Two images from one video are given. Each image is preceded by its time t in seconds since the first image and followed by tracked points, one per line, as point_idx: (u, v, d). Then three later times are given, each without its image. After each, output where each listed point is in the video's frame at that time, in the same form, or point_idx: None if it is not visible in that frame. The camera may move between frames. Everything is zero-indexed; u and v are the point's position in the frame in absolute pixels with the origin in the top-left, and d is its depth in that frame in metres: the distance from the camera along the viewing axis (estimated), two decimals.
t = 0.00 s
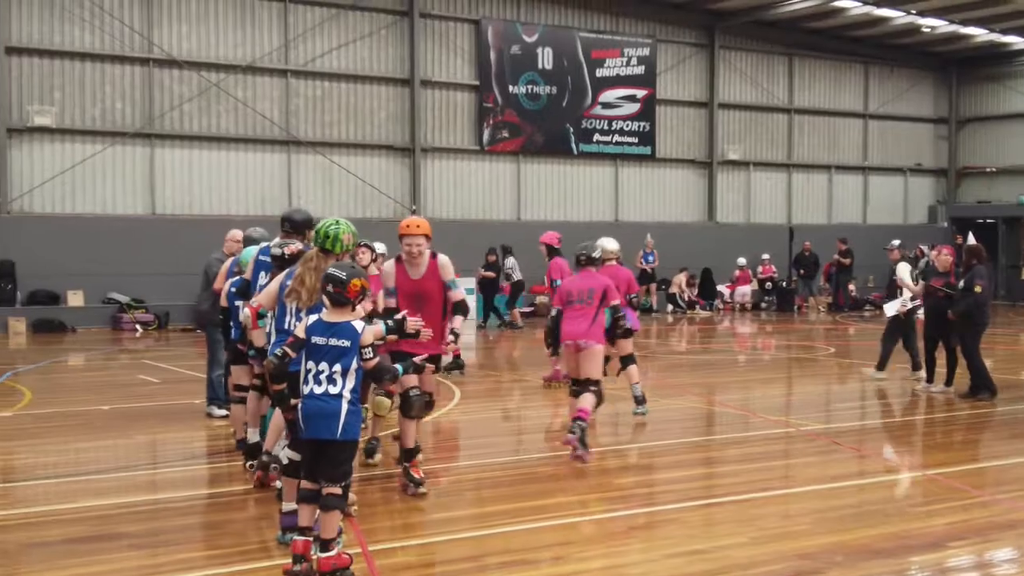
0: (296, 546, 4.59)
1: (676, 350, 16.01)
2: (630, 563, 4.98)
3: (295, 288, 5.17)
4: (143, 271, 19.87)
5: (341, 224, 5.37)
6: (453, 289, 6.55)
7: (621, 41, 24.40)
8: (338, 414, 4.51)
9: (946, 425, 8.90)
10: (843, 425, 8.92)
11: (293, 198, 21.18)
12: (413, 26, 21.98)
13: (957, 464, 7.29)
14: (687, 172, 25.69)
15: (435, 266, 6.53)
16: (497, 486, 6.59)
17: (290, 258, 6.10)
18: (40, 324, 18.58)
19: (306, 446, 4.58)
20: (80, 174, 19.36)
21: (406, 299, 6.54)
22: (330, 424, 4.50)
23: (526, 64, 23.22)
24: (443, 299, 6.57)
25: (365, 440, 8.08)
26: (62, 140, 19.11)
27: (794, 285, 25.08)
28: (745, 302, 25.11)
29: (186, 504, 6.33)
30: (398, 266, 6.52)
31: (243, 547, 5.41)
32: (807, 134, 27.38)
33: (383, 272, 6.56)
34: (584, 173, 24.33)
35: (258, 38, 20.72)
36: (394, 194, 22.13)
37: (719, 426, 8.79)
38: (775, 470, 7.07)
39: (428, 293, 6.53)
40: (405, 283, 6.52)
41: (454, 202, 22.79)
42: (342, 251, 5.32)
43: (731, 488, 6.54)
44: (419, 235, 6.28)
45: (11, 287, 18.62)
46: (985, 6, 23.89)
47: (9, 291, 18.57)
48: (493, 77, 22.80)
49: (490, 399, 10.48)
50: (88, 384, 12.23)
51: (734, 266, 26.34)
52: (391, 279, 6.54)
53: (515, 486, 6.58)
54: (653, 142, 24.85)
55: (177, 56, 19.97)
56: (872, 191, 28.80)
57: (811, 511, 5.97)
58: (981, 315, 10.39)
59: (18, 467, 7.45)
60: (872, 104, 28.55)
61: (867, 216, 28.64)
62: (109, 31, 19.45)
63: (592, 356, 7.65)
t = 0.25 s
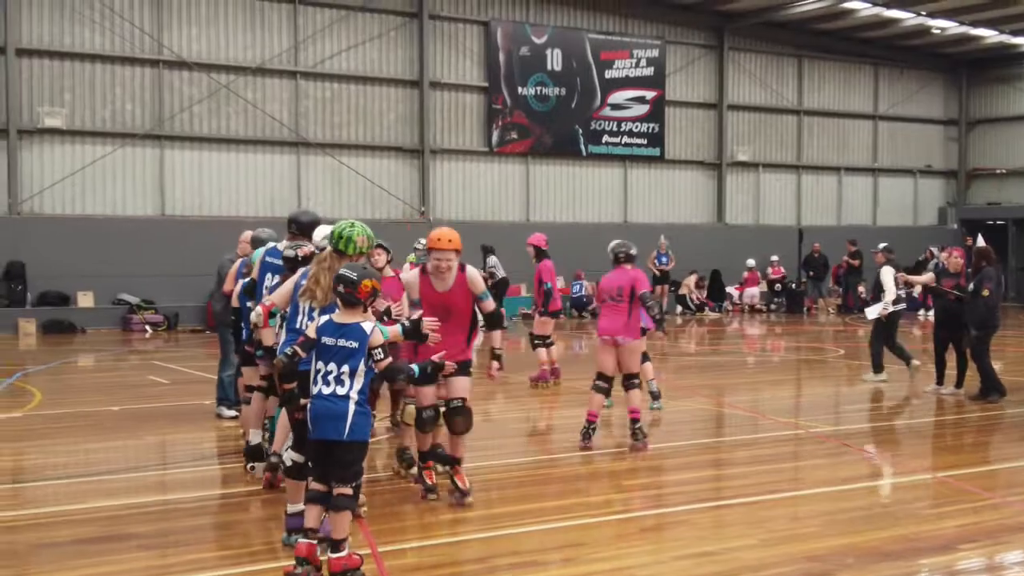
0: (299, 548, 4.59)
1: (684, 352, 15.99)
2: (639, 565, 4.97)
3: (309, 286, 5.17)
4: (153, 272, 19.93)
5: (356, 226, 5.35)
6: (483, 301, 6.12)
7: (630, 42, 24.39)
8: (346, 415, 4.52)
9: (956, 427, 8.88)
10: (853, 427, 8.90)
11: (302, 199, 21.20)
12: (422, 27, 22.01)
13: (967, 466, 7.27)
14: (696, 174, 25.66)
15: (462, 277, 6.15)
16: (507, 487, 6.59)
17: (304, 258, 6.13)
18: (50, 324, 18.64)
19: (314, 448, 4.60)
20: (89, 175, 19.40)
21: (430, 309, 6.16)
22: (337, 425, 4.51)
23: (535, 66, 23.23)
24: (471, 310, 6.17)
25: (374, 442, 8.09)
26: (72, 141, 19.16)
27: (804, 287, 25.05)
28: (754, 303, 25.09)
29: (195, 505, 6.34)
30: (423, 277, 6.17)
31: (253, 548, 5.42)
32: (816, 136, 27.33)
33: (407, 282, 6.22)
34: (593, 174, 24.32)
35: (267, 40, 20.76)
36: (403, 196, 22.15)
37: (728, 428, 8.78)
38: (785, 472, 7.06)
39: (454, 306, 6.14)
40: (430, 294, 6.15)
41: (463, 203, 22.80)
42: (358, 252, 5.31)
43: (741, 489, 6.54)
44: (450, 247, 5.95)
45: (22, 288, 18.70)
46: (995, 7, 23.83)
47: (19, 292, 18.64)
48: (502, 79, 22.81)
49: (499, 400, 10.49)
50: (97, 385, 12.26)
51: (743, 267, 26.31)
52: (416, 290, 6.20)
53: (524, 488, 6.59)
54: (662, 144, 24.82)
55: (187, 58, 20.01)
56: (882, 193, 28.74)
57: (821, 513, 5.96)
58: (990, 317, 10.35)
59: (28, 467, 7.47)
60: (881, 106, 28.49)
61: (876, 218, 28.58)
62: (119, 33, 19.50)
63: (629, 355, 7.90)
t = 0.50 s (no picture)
0: (298, 548, 4.61)
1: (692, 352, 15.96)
2: (647, 565, 4.97)
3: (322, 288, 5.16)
4: (162, 272, 19.97)
5: (370, 227, 5.34)
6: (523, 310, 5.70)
7: (639, 43, 24.37)
8: (351, 418, 4.51)
9: (965, 428, 8.86)
10: (862, 428, 8.89)
11: (311, 200, 21.22)
12: (431, 28, 22.03)
13: (977, 467, 7.26)
14: (705, 174, 25.63)
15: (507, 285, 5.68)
16: (515, 488, 6.59)
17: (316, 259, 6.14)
18: (59, 325, 18.69)
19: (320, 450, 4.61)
20: (99, 175, 19.44)
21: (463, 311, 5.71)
22: (343, 428, 4.51)
23: (544, 66, 23.22)
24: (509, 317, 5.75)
25: (383, 442, 8.09)
26: (82, 142, 19.20)
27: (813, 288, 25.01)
28: (762, 304, 25.06)
29: (204, 504, 6.36)
30: (462, 279, 5.68)
31: (260, 548, 5.43)
32: (825, 136, 27.28)
33: (443, 280, 5.73)
34: (602, 175, 24.31)
35: (277, 41, 20.79)
36: (411, 196, 22.16)
37: (736, 429, 8.77)
38: (793, 472, 7.05)
39: (488, 311, 5.70)
40: (465, 298, 5.68)
41: (472, 203, 22.81)
42: (372, 254, 5.29)
43: (750, 490, 6.53)
44: (498, 251, 5.38)
45: (32, 288, 18.75)
46: (1005, 7, 23.78)
47: (29, 292, 18.69)
48: (510, 80, 22.81)
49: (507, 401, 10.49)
50: (106, 385, 12.28)
51: (752, 268, 26.28)
52: (451, 290, 5.72)
53: (533, 488, 6.59)
54: (671, 144, 24.79)
55: (196, 59, 20.05)
56: (891, 194, 28.67)
57: (830, 514, 5.95)
58: (1001, 317, 10.33)
59: (38, 467, 7.49)
60: (891, 106, 28.43)
61: (886, 219, 28.51)
62: (129, 34, 19.54)
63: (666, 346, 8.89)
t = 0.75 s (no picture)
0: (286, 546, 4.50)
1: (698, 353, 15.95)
2: (652, 566, 4.97)
3: (327, 290, 5.25)
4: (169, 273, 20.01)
5: (380, 229, 5.31)
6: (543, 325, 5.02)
7: (645, 43, 24.35)
8: (355, 429, 4.52)
9: (972, 429, 8.85)
10: (868, 429, 8.88)
11: (317, 201, 21.23)
12: (437, 28, 22.03)
13: (984, 468, 7.25)
14: (711, 175, 25.60)
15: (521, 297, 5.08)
16: (520, 488, 6.59)
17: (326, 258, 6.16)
18: (66, 325, 18.74)
19: (320, 459, 4.61)
20: (106, 176, 19.47)
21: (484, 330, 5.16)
22: (347, 438, 4.52)
23: (550, 67, 23.22)
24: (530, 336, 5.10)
25: (389, 441, 8.10)
26: (89, 142, 19.23)
27: (820, 288, 24.99)
28: (768, 305, 25.05)
29: (209, 505, 6.36)
30: (480, 292, 5.14)
31: (264, 548, 5.43)
32: (832, 137, 27.24)
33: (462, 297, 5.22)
34: (608, 175, 24.30)
35: (283, 41, 20.81)
36: (417, 196, 22.18)
37: (742, 430, 8.77)
38: (800, 473, 7.04)
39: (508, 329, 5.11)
40: (484, 313, 5.13)
41: (478, 204, 22.82)
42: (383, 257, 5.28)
43: (755, 491, 6.53)
44: (507, 265, 4.92)
45: (38, 288, 18.80)
46: (1012, 7, 23.75)
47: (36, 293, 18.74)
48: (517, 80, 22.80)
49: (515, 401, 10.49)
50: (113, 385, 12.29)
51: (759, 268, 26.26)
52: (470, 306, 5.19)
53: (539, 489, 6.58)
54: (677, 145, 24.77)
55: (203, 59, 20.07)
56: (898, 194, 28.63)
57: (837, 515, 5.95)
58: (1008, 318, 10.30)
59: (45, 467, 7.50)
60: (898, 107, 28.38)
61: (892, 219, 28.47)
62: (136, 34, 19.57)
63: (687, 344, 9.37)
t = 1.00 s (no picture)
0: (293, 545, 4.52)
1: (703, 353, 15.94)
2: (656, 566, 4.96)
3: (326, 288, 5.25)
4: (175, 272, 20.04)
5: (378, 226, 5.34)
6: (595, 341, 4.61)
7: (651, 43, 24.35)
8: (356, 419, 4.53)
9: (978, 430, 8.83)
10: (873, 429, 8.87)
11: (323, 200, 21.24)
12: (443, 28, 22.04)
13: (990, 468, 7.23)
14: (716, 175, 25.57)
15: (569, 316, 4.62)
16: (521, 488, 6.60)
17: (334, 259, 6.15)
18: (71, 325, 18.77)
19: (318, 447, 4.60)
20: (112, 176, 19.48)
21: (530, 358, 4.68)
22: (348, 428, 4.53)
23: (556, 66, 23.22)
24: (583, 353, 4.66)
25: (393, 441, 8.09)
26: (95, 142, 19.25)
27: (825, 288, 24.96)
28: (774, 305, 25.04)
29: (213, 504, 6.35)
30: (520, 318, 4.63)
31: (267, 548, 5.42)
32: (838, 137, 27.21)
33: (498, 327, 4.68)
34: (614, 175, 24.29)
35: (289, 41, 20.83)
36: (423, 196, 22.18)
37: (748, 430, 8.76)
38: (806, 474, 7.03)
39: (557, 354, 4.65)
40: (530, 339, 4.63)
41: (483, 203, 22.81)
42: (380, 253, 5.32)
43: (760, 491, 6.51)
44: (558, 289, 4.50)
45: (44, 288, 18.83)
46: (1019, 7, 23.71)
47: (42, 292, 18.76)
48: (522, 80, 22.80)
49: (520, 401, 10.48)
50: (117, 385, 12.29)
51: (765, 268, 26.24)
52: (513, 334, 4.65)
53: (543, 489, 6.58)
54: (683, 144, 24.74)
55: (209, 59, 20.10)
56: (904, 194, 28.59)
57: (841, 516, 5.93)
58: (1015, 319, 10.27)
59: (49, 466, 7.50)
60: (904, 107, 28.34)
61: (898, 219, 28.43)
62: (142, 34, 19.59)
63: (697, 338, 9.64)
